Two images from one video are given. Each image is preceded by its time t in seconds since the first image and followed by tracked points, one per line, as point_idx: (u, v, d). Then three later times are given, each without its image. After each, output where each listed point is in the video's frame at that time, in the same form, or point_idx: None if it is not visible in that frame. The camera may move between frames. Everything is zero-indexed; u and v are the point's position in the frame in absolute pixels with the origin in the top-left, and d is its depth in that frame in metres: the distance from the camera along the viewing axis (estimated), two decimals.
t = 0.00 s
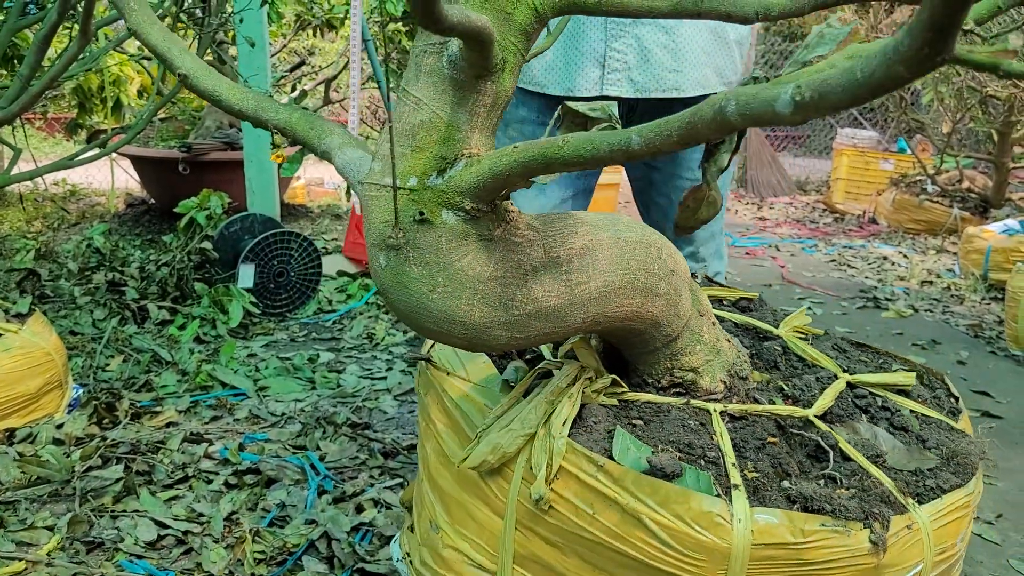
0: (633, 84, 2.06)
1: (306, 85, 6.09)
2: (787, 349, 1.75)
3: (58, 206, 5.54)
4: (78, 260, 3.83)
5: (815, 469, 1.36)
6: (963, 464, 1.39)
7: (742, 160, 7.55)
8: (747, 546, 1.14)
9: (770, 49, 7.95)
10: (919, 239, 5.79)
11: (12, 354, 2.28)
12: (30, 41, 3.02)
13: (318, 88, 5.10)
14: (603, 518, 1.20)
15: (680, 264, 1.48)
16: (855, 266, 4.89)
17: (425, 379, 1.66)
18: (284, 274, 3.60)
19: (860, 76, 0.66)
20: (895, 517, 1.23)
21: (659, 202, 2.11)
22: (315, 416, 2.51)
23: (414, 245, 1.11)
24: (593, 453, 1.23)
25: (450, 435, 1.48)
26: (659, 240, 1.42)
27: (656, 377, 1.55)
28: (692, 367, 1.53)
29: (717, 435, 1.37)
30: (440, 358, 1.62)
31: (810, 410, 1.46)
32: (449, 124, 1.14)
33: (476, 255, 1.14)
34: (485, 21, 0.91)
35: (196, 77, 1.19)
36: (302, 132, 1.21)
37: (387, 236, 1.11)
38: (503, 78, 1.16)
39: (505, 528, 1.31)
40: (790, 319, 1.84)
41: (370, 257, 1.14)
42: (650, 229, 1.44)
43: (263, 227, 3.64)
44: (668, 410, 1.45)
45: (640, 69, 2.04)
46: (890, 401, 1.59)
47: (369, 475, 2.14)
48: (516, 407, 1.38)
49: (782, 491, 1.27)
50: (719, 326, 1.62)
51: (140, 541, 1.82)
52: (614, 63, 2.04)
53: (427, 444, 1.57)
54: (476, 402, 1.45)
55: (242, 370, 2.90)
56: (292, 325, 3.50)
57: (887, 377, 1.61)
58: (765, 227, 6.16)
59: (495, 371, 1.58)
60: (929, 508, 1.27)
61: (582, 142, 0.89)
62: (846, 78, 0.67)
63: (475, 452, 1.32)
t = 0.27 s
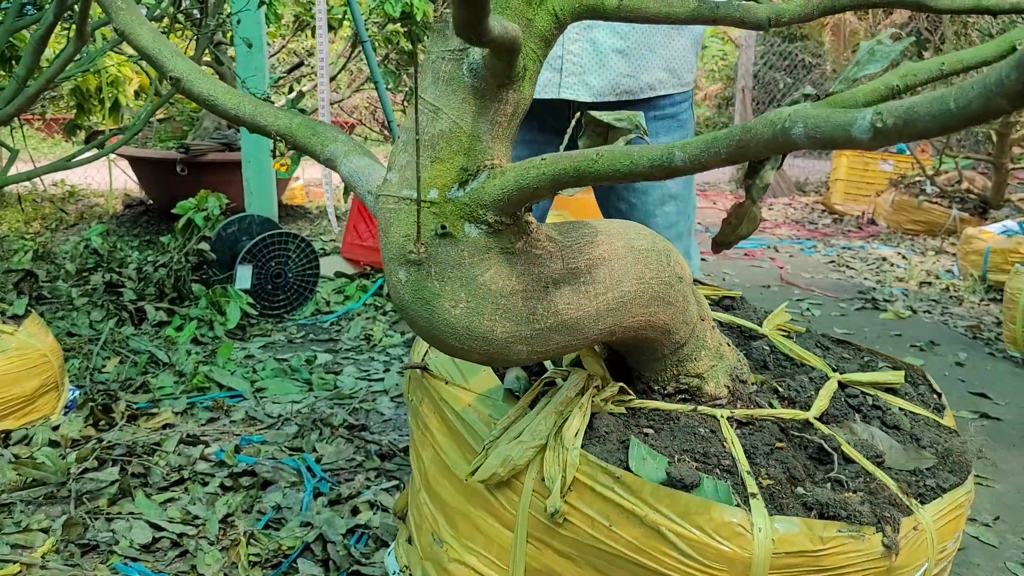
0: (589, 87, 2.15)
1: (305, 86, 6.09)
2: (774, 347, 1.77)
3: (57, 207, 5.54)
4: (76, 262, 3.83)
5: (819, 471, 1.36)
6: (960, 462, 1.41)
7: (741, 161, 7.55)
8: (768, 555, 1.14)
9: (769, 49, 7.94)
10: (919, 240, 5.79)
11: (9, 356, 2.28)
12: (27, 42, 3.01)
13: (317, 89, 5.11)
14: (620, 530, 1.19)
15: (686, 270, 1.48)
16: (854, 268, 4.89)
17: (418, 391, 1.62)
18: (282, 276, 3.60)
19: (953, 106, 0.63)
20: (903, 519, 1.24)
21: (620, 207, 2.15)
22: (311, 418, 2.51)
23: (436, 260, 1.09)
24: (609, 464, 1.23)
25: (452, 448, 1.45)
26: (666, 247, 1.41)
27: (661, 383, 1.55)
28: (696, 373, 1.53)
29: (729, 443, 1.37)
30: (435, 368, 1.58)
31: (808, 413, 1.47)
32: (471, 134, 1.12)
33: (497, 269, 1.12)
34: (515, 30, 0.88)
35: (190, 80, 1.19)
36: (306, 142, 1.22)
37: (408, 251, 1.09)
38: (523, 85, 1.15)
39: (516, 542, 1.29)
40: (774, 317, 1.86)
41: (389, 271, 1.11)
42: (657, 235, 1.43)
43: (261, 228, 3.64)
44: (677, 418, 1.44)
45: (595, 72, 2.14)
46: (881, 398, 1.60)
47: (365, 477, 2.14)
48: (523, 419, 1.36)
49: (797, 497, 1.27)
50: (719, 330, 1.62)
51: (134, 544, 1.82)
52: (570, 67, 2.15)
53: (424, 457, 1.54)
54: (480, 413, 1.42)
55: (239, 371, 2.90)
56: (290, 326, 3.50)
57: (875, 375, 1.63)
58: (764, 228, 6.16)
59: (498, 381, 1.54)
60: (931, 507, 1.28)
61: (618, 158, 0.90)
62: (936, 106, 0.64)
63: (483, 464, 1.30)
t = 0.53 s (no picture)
0: (574, 94, 2.17)
1: (304, 86, 6.08)
2: (766, 351, 1.76)
3: (55, 208, 5.54)
4: (73, 263, 3.83)
5: (818, 471, 1.36)
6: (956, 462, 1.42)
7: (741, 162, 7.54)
8: (776, 557, 1.15)
9: (769, 50, 7.93)
10: (918, 241, 5.78)
11: (4, 359, 2.27)
12: (22, 43, 3.00)
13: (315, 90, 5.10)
14: (627, 533, 1.19)
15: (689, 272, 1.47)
16: (853, 269, 4.88)
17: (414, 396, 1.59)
18: (280, 278, 3.59)
19: (993, 101, 0.60)
20: (905, 519, 1.25)
21: (613, 210, 2.15)
22: (308, 421, 2.50)
23: (447, 261, 1.05)
24: (615, 467, 1.22)
25: (452, 453, 1.43)
26: (671, 249, 1.40)
27: (663, 387, 1.54)
28: (697, 376, 1.52)
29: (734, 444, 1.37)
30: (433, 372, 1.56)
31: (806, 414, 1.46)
32: (482, 134, 1.10)
33: (508, 270, 1.09)
34: (533, 29, 0.87)
35: (185, 79, 1.18)
36: (309, 141, 1.21)
37: (418, 252, 1.05)
38: (533, 85, 1.14)
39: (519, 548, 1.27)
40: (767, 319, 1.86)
41: (397, 273, 1.07)
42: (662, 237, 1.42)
43: (259, 230, 3.61)
44: (680, 421, 1.43)
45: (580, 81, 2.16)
46: (874, 400, 1.60)
47: (362, 480, 2.13)
48: (526, 423, 1.34)
49: (802, 498, 1.27)
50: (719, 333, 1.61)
51: (129, 548, 1.81)
52: (557, 76, 2.17)
53: (422, 463, 1.51)
54: (482, 418, 1.41)
55: (236, 374, 2.89)
56: (288, 328, 3.49)
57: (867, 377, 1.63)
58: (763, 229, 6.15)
59: (497, 386, 1.52)
60: (931, 507, 1.29)
61: (635, 157, 0.85)
62: (976, 102, 0.61)
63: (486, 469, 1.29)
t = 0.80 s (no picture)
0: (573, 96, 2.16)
1: (303, 87, 6.08)
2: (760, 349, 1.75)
3: (55, 209, 5.53)
4: (71, 264, 3.82)
5: (816, 467, 1.35)
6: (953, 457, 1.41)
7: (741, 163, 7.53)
8: (775, 553, 1.13)
9: (769, 50, 7.92)
10: (919, 242, 5.77)
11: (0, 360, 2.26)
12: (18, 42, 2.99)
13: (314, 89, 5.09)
14: (624, 532, 1.18)
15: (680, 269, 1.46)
16: (853, 269, 4.88)
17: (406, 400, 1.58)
18: (278, 278, 3.58)
19: (984, 77, 0.58)
20: (903, 513, 1.24)
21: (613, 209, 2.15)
22: (306, 421, 2.49)
23: (438, 258, 1.05)
24: (610, 466, 1.21)
25: (446, 456, 1.42)
26: (662, 245, 1.40)
27: (658, 385, 1.53)
28: (692, 373, 1.51)
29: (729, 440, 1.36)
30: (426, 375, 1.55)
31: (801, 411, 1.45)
32: (472, 130, 1.11)
33: (499, 267, 1.08)
34: (521, 22, 0.86)
35: (173, 79, 1.16)
36: (296, 142, 1.20)
37: (408, 249, 1.04)
38: (522, 82, 1.14)
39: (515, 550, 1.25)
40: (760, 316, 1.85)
41: (388, 271, 1.07)
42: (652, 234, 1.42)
43: (258, 229, 3.61)
44: (675, 418, 1.42)
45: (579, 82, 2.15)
46: (870, 396, 1.59)
47: (359, 481, 2.12)
48: (519, 423, 1.33)
49: (799, 493, 1.25)
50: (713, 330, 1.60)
51: (125, 549, 1.80)
52: (556, 77, 2.14)
53: (415, 467, 1.50)
54: (476, 419, 1.40)
55: (233, 374, 2.88)
56: (286, 329, 3.48)
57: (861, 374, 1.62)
58: (763, 229, 6.14)
59: (491, 386, 1.51)
60: (928, 501, 1.28)
61: (627, 148, 0.84)
62: (966, 79, 0.59)
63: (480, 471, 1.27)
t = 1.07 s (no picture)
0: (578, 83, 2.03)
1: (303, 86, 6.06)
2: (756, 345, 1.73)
3: (53, 208, 5.51)
4: (70, 263, 3.80)
5: (818, 463, 1.34)
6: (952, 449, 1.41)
7: (741, 162, 7.52)
8: (784, 550, 1.13)
9: (769, 50, 7.91)
10: (919, 241, 5.76)
11: None
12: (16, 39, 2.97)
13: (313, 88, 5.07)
14: (630, 533, 1.17)
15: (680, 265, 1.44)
16: (853, 269, 4.86)
17: (403, 403, 1.56)
18: (276, 277, 3.57)
19: (1016, 66, 0.56)
20: (908, 508, 1.24)
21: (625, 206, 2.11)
22: (304, 421, 2.48)
23: (443, 257, 1.03)
24: (617, 466, 1.20)
25: (445, 459, 1.39)
26: (663, 241, 1.38)
27: (659, 382, 1.51)
28: (693, 370, 1.50)
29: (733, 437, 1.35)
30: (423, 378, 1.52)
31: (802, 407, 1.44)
32: (474, 127, 1.08)
33: (505, 266, 1.07)
34: (528, 17, 0.84)
35: (162, 78, 1.14)
36: (290, 141, 1.18)
37: (412, 248, 1.02)
38: (525, 75, 1.12)
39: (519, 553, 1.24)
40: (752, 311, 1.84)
41: (391, 272, 1.04)
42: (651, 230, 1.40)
43: (257, 228, 3.59)
44: (678, 416, 1.40)
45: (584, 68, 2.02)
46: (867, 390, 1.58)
47: (358, 481, 2.11)
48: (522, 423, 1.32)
49: (806, 490, 1.24)
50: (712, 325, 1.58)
51: (122, 549, 1.79)
52: (562, 63, 2.02)
53: (414, 471, 1.47)
54: (477, 422, 1.38)
55: (232, 373, 2.87)
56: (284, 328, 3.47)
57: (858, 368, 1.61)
58: (764, 229, 6.13)
59: (489, 387, 1.49)
60: (932, 495, 1.28)
61: (636, 144, 0.82)
62: (996, 70, 0.58)
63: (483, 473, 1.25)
